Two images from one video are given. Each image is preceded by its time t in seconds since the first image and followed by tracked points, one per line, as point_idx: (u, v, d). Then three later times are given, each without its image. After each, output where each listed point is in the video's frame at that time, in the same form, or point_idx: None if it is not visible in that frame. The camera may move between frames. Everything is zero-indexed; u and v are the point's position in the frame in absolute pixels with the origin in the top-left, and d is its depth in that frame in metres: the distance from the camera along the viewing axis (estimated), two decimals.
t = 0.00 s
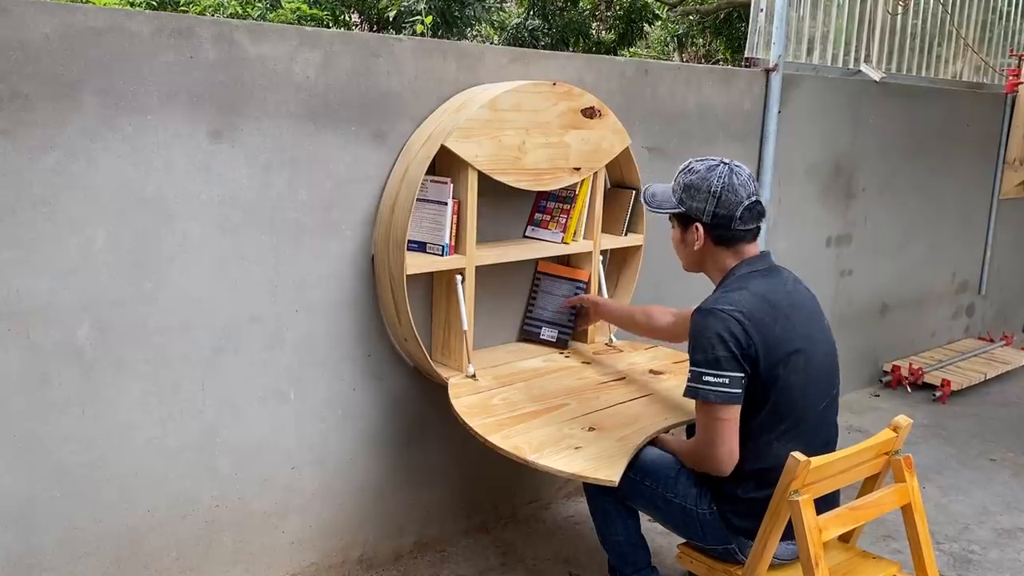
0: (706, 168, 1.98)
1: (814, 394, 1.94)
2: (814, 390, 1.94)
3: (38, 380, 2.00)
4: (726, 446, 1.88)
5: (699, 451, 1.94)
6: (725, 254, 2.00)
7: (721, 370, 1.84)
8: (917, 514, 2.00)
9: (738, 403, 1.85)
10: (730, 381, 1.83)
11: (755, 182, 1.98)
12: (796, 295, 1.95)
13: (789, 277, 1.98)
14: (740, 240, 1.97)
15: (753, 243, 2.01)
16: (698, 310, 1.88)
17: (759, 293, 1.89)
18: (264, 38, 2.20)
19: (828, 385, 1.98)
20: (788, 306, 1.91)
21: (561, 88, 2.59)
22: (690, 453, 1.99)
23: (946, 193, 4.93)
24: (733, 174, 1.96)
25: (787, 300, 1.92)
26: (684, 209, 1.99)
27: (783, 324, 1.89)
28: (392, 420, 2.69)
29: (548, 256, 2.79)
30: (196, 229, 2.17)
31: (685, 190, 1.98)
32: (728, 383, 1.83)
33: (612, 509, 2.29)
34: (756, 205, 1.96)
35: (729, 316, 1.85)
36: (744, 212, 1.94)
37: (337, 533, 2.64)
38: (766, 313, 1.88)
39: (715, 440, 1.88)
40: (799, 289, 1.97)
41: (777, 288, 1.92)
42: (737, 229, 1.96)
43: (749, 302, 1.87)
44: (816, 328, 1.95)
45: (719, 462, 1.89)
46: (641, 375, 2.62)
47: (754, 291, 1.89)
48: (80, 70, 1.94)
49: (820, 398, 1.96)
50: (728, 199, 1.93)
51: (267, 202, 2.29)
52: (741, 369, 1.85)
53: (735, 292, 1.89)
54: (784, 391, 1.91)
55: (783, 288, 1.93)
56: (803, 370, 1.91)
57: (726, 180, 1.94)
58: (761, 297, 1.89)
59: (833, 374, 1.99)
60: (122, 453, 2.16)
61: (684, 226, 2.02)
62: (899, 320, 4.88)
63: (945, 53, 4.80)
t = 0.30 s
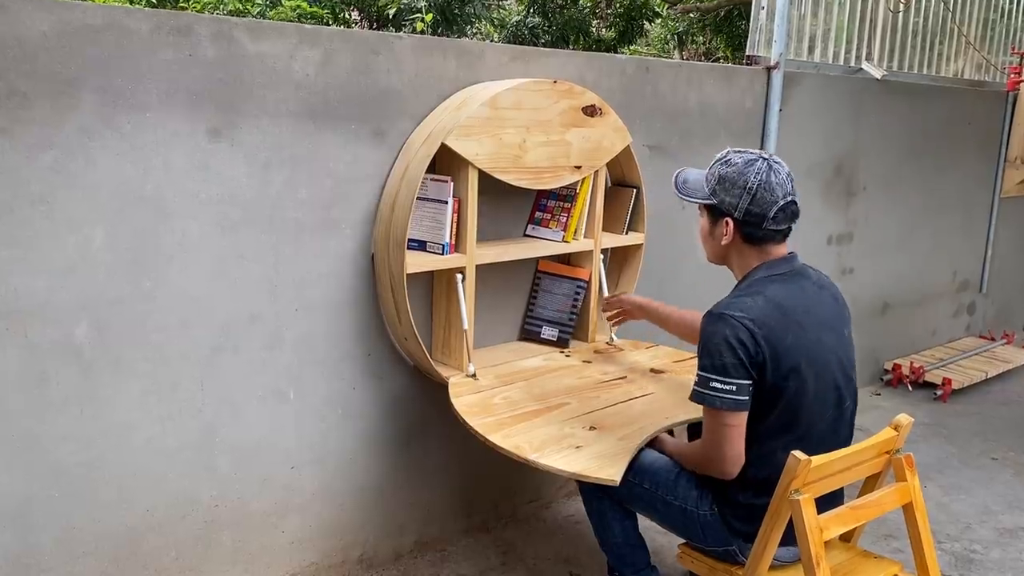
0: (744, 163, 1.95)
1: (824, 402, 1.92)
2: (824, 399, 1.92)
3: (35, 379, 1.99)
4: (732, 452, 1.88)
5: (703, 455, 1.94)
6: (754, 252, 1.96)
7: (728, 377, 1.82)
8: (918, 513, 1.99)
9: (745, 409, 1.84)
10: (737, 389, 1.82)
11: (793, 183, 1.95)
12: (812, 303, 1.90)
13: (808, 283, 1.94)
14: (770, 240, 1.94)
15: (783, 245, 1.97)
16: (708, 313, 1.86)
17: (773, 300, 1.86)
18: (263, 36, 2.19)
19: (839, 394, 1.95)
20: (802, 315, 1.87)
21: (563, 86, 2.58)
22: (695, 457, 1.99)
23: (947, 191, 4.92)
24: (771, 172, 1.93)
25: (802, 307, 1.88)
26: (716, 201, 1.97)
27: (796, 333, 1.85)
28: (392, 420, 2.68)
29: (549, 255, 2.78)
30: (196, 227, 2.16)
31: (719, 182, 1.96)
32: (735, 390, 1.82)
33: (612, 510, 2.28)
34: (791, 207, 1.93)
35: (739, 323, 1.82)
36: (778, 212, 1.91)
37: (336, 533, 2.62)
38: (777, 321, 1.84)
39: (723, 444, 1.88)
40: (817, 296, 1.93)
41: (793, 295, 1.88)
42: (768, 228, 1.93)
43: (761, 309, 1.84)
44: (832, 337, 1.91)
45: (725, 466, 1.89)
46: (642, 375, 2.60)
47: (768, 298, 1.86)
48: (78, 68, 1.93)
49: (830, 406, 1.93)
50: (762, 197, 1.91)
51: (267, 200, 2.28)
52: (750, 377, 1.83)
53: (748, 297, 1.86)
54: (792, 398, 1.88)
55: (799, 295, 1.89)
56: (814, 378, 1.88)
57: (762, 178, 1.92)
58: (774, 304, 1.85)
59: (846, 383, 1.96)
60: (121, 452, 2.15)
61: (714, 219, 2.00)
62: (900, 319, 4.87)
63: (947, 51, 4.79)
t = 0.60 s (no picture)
0: (754, 158, 1.94)
1: (831, 405, 1.90)
2: (831, 402, 1.89)
3: (32, 376, 1.97)
4: (738, 452, 1.86)
5: (710, 458, 1.92)
6: (774, 247, 1.93)
7: (733, 377, 1.80)
8: (929, 518, 2.00)
9: (751, 409, 1.82)
10: (742, 389, 1.80)
11: (805, 171, 1.93)
12: (825, 305, 1.87)
13: (825, 285, 1.90)
14: (789, 231, 1.91)
15: (802, 237, 1.94)
16: (715, 311, 1.84)
17: (782, 300, 1.83)
18: (261, 30, 2.17)
19: (848, 398, 1.92)
20: (812, 317, 1.84)
21: (563, 81, 2.56)
22: (700, 460, 1.97)
23: (949, 187, 4.90)
24: (782, 162, 1.92)
25: (812, 309, 1.85)
26: (730, 199, 1.94)
27: (804, 335, 1.82)
28: (391, 417, 2.67)
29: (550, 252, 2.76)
30: (194, 223, 2.15)
31: (732, 179, 1.94)
32: (739, 390, 1.80)
33: (615, 510, 2.27)
34: (806, 194, 1.91)
35: (745, 323, 1.80)
36: (795, 201, 1.89)
37: (336, 531, 2.61)
38: (785, 322, 1.81)
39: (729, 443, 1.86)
40: (831, 299, 1.89)
41: (803, 296, 1.85)
42: (788, 219, 1.90)
43: (769, 309, 1.81)
44: (843, 341, 1.88)
45: (734, 467, 1.87)
46: (643, 371, 2.59)
47: (777, 298, 1.83)
48: (74, 62, 1.91)
49: (838, 410, 1.91)
50: (777, 187, 1.88)
51: (265, 196, 2.26)
52: (755, 377, 1.81)
53: (756, 297, 1.83)
54: (798, 400, 1.86)
55: (811, 297, 1.86)
56: (821, 382, 1.86)
57: (775, 169, 1.90)
58: (783, 305, 1.82)
59: (856, 387, 1.93)
60: (119, 450, 2.13)
61: (731, 218, 1.97)
62: (901, 316, 4.85)
63: (949, 47, 4.77)
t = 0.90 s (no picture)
0: (786, 154, 1.93)
1: (843, 409, 1.88)
2: (843, 406, 1.87)
3: (28, 376, 1.95)
4: (747, 450, 1.85)
5: (719, 457, 1.91)
6: (802, 245, 1.91)
7: (745, 375, 1.79)
8: (934, 519, 1.97)
9: (762, 408, 1.81)
10: (754, 387, 1.79)
11: (837, 171, 1.92)
12: (844, 309, 1.85)
13: (846, 289, 1.88)
14: (818, 230, 1.89)
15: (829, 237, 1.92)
16: (731, 307, 1.82)
17: (799, 301, 1.81)
18: (260, 25, 2.15)
19: (861, 403, 1.90)
20: (828, 319, 1.82)
21: (564, 77, 2.54)
22: (708, 460, 1.96)
23: (951, 185, 4.87)
24: (814, 161, 1.91)
25: (830, 312, 1.82)
26: (760, 195, 1.92)
27: (819, 337, 1.81)
28: (391, 416, 2.65)
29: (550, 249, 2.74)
30: (191, 220, 2.13)
31: (761, 175, 1.92)
32: (751, 388, 1.79)
33: (617, 509, 2.25)
34: (837, 194, 1.90)
35: (760, 320, 1.78)
36: (826, 200, 1.87)
37: (335, 531, 2.59)
38: (800, 322, 1.80)
39: (739, 443, 1.85)
40: (852, 304, 1.87)
41: (822, 297, 1.83)
42: (817, 217, 1.88)
43: (785, 309, 1.79)
44: (860, 346, 1.86)
45: (744, 466, 1.87)
46: (644, 369, 2.57)
47: (794, 298, 1.81)
48: (70, 58, 1.89)
49: (849, 413, 1.89)
50: (809, 185, 1.87)
51: (263, 193, 2.24)
52: (767, 375, 1.80)
53: (773, 295, 1.81)
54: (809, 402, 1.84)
55: (830, 299, 1.84)
56: (834, 385, 1.84)
57: (807, 166, 1.89)
58: (800, 305, 1.80)
59: (870, 393, 1.91)
60: (116, 450, 2.11)
61: (759, 214, 1.95)
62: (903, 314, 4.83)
63: (952, 43, 4.74)
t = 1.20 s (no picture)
0: (822, 154, 1.89)
1: (860, 414, 1.86)
2: (860, 411, 1.85)
3: (23, 377, 1.93)
4: (761, 455, 1.82)
5: (730, 460, 1.89)
6: (826, 249, 1.89)
7: (762, 378, 1.77)
8: (941, 521, 1.95)
9: (777, 412, 1.79)
10: (770, 390, 1.77)
11: (869, 177, 1.90)
12: (864, 312, 1.83)
13: (865, 292, 1.86)
14: (844, 235, 1.87)
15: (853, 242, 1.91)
16: (748, 309, 1.81)
17: (818, 303, 1.79)
18: (258, 22, 2.12)
19: (878, 407, 1.88)
20: (847, 322, 1.80)
21: (567, 74, 2.51)
22: (717, 458, 1.93)
23: (955, 182, 4.84)
24: (849, 165, 1.88)
25: (849, 315, 1.81)
26: (789, 193, 1.89)
27: (838, 341, 1.79)
28: (392, 417, 2.62)
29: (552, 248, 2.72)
30: (189, 219, 2.10)
31: (794, 173, 1.89)
32: (767, 391, 1.77)
33: (622, 512, 2.24)
34: (867, 201, 1.88)
35: (778, 323, 1.76)
36: (856, 206, 1.85)
37: (334, 533, 2.57)
38: (819, 326, 1.78)
39: (752, 447, 1.82)
40: (871, 306, 1.85)
41: (841, 301, 1.81)
42: (845, 223, 1.86)
43: (804, 311, 1.77)
44: (878, 351, 1.84)
45: (756, 472, 1.85)
46: (648, 364, 2.57)
47: (813, 301, 1.79)
48: (65, 54, 1.86)
49: (864, 419, 1.87)
50: (842, 190, 1.84)
51: (262, 192, 2.21)
52: (784, 379, 1.78)
53: (792, 297, 1.79)
54: (824, 406, 1.82)
55: (849, 302, 1.82)
56: (852, 389, 1.82)
57: (842, 170, 1.86)
58: (819, 308, 1.78)
59: (886, 398, 1.89)
60: (114, 451, 2.09)
61: (785, 213, 1.92)
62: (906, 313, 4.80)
63: (956, 40, 4.71)
